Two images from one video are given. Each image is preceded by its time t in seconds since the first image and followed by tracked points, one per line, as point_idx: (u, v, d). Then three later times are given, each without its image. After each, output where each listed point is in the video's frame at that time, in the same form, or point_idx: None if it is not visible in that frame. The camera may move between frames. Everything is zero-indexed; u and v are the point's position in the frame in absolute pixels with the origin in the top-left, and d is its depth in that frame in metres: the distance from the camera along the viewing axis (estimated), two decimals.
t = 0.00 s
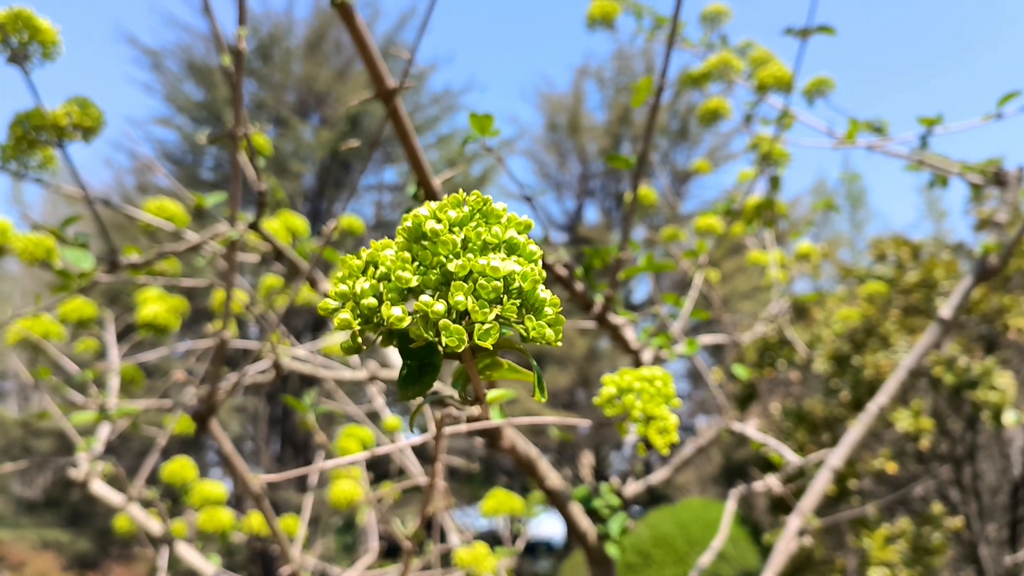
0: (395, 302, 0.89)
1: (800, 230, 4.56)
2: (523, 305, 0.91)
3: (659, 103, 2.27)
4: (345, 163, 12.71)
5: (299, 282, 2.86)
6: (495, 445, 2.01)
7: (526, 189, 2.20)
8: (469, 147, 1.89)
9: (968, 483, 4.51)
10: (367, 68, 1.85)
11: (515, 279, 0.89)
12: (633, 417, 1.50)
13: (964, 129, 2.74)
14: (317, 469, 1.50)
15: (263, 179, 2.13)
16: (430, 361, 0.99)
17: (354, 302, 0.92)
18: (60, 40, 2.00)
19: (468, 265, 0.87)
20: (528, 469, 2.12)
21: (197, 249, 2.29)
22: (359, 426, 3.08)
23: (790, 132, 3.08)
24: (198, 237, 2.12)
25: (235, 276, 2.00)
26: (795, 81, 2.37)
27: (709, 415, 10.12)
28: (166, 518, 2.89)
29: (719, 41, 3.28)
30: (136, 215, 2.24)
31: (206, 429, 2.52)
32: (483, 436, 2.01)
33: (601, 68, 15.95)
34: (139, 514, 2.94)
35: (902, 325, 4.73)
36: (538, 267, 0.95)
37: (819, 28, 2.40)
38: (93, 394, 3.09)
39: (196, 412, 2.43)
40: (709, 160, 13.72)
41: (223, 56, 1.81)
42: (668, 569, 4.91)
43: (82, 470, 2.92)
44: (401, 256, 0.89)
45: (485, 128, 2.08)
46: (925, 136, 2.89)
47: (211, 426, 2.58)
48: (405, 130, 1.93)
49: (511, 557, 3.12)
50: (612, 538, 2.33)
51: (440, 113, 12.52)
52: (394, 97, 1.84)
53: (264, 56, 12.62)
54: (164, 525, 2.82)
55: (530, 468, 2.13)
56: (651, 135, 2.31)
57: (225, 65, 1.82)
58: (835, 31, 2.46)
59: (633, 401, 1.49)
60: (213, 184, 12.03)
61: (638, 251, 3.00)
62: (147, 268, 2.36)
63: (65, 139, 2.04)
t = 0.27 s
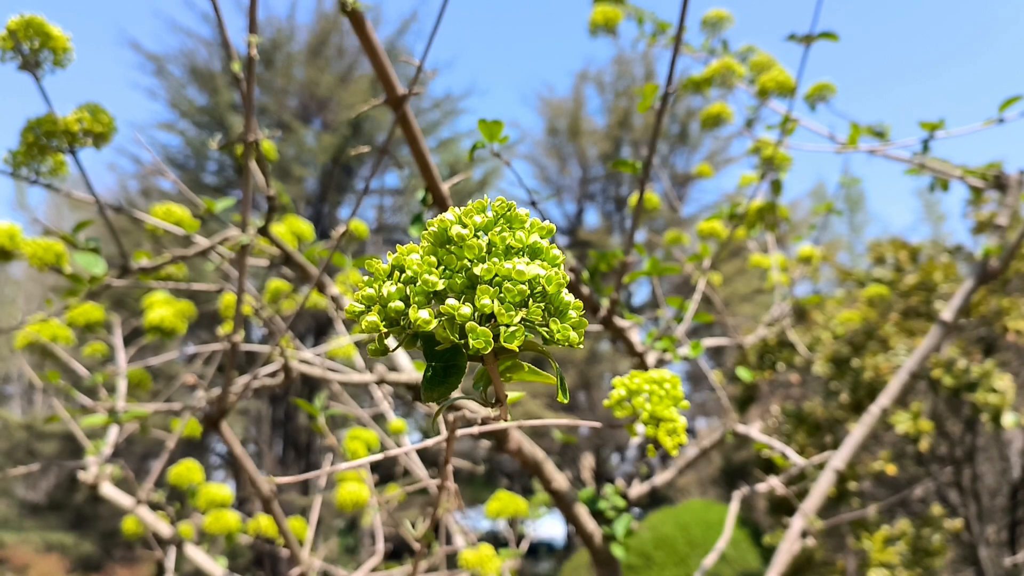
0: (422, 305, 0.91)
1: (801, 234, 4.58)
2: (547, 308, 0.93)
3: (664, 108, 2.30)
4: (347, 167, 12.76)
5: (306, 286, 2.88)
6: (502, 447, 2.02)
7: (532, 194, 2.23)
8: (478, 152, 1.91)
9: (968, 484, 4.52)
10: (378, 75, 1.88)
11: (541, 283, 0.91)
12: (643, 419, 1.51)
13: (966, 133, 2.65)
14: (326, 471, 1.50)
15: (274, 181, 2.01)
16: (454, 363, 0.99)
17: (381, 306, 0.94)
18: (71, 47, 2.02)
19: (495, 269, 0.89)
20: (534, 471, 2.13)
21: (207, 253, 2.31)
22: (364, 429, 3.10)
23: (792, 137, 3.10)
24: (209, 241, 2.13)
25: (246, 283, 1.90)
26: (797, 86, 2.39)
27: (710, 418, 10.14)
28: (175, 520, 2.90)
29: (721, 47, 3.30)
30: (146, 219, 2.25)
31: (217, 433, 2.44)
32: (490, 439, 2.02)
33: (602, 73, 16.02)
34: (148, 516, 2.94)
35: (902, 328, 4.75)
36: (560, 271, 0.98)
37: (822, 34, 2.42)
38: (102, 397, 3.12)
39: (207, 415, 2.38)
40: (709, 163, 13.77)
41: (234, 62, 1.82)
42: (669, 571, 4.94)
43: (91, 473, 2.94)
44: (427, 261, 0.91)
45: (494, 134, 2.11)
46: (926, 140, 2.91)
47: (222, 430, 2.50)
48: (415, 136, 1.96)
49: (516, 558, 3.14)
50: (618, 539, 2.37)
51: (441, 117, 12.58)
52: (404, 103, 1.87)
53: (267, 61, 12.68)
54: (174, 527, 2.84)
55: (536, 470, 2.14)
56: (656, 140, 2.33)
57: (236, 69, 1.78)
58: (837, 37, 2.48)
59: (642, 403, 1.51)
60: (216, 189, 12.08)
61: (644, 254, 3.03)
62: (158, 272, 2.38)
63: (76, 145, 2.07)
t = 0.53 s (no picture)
0: (447, 308, 0.92)
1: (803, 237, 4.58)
2: (573, 311, 0.94)
3: (669, 112, 2.30)
4: (347, 170, 12.78)
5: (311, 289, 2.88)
6: (509, 449, 2.02)
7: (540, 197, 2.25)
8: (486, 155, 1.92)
9: (969, 486, 4.52)
10: (387, 79, 1.89)
11: (565, 287, 0.92)
12: (653, 421, 1.51)
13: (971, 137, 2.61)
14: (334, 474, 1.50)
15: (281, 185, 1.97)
16: (478, 366, 0.99)
17: (405, 310, 0.95)
18: (79, 51, 2.03)
19: (519, 273, 0.90)
20: (540, 473, 2.13)
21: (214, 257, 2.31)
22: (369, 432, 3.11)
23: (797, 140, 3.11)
24: (217, 244, 2.13)
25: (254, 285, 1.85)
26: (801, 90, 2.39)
27: (710, 420, 10.15)
28: (181, 522, 2.89)
29: (724, 50, 3.31)
30: (153, 222, 2.25)
31: (227, 436, 2.44)
32: (497, 440, 2.02)
33: (602, 75, 16.04)
34: (154, 518, 2.94)
35: (903, 330, 4.75)
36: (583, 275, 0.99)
37: (827, 36, 2.42)
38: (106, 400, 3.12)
39: (216, 418, 2.37)
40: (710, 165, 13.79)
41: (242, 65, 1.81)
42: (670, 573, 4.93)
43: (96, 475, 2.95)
44: (452, 264, 0.92)
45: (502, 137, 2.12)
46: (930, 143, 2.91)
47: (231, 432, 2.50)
48: (423, 139, 1.96)
49: (520, 560, 3.14)
50: (623, 541, 2.39)
51: (442, 119, 12.60)
52: (412, 107, 1.88)
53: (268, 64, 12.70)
54: (180, 529, 2.83)
55: (542, 472, 2.14)
56: (661, 143, 2.34)
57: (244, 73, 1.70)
58: (842, 40, 2.48)
59: (652, 406, 1.51)
60: (217, 191, 12.10)
61: (648, 257, 3.03)
62: (165, 275, 2.39)
63: (83, 149, 2.08)
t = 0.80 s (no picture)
0: (454, 310, 0.92)
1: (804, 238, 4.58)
2: (580, 313, 0.95)
3: (672, 114, 2.31)
4: (348, 171, 12.79)
5: (313, 291, 2.87)
6: (512, 451, 2.02)
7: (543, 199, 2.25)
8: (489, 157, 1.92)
9: (970, 488, 4.51)
10: (391, 81, 1.89)
11: (572, 289, 0.93)
12: (658, 423, 1.51)
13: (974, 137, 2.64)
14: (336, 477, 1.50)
15: (284, 187, 1.96)
16: (485, 369, 0.99)
17: (412, 313, 0.96)
18: (82, 53, 2.03)
19: (526, 275, 0.90)
20: (544, 475, 2.13)
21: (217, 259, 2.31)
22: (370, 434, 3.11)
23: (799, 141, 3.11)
24: (220, 246, 2.12)
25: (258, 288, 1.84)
26: (804, 92, 2.39)
27: (711, 422, 10.14)
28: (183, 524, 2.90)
29: (726, 52, 3.31)
30: (156, 224, 2.25)
31: (229, 438, 2.44)
32: (501, 442, 2.02)
33: (602, 77, 16.05)
34: (157, 520, 2.94)
35: (904, 331, 4.75)
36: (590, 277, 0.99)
37: (830, 38, 2.42)
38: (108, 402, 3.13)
39: (219, 420, 2.37)
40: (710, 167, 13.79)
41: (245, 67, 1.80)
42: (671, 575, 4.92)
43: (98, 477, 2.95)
44: (458, 266, 0.92)
45: (507, 139, 2.12)
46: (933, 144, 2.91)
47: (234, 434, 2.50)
48: (427, 141, 1.96)
49: (522, 562, 3.13)
50: (626, 543, 2.37)
51: (442, 121, 12.61)
52: (416, 108, 1.88)
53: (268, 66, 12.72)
54: (182, 531, 2.84)
55: (545, 474, 2.14)
56: (665, 145, 2.34)
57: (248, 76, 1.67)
58: (845, 41, 2.48)
59: (657, 409, 1.51)
60: (218, 193, 12.12)
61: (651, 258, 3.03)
62: (168, 277, 2.39)
63: (87, 150, 2.08)
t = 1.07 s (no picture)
0: (455, 312, 0.91)
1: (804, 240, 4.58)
2: (582, 315, 0.95)
3: (673, 116, 2.31)
4: (348, 173, 12.80)
5: (313, 293, 2.87)
6: (513, 453, 2.03)
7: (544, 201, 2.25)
8: (491, 159, 1.92)
9: (970, 490, 4.51)
10: (393, 83, 1.89)
11: (574, 290, 0.93)
12: (660, 426, 1.51)
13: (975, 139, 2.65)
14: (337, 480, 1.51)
15: (285, 188, 1.96)
16: (486, 371, 0.99)
17: (414, 315, 0.96)
18: (83, 54, 2.04)
19: (528, 276, 0.90)
20: (545, 477, 2.14)
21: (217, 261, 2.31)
22: (370, 436, 3.10)
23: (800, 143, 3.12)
24: (220, 248, 2.12)
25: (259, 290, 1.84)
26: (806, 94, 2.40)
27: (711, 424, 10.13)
28: (183, 526, 2.90)
29: (727, 54, 3.31)
30: (157, 226, 2.25)
31: (229, 440, 2.44)
32: (501, 444, 2.03)
33: (602, 79, 16.05)
34: (157, 523, 2.94)
35: (903, 333, 4.75)
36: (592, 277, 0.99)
37: (832, 40, 2.42)
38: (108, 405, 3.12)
39: (220, 422, 2.37)
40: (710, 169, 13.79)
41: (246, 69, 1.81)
42: None
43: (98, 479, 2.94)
44: (459, 268, 0.92)
45: (508, 141, 2.13)
46: (934, 146, 2.91)
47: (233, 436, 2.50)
48: (428, 143, 1.97)
49: (522, 565, 3.12)
50: (628, 545, 2.36)
51: (442, 123, 12.61)
52: (417, 110, 1.88)
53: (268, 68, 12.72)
54: (182, 533, 2.84)
55: (546, 476, 2.15)
56: (666, 147, 2.35)
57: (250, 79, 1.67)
58: (846, 43, 2.48)
59: (659, 411, 1.52)
60: (218, 195, 12.12)
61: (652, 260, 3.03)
62: (168, 279, 2.39)
63: (87, 152, 2.08)
